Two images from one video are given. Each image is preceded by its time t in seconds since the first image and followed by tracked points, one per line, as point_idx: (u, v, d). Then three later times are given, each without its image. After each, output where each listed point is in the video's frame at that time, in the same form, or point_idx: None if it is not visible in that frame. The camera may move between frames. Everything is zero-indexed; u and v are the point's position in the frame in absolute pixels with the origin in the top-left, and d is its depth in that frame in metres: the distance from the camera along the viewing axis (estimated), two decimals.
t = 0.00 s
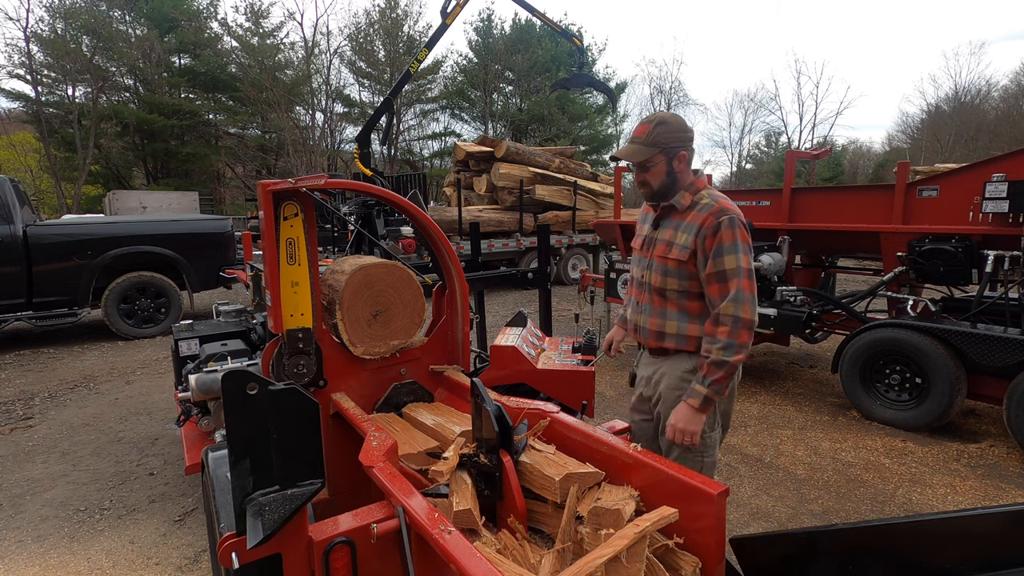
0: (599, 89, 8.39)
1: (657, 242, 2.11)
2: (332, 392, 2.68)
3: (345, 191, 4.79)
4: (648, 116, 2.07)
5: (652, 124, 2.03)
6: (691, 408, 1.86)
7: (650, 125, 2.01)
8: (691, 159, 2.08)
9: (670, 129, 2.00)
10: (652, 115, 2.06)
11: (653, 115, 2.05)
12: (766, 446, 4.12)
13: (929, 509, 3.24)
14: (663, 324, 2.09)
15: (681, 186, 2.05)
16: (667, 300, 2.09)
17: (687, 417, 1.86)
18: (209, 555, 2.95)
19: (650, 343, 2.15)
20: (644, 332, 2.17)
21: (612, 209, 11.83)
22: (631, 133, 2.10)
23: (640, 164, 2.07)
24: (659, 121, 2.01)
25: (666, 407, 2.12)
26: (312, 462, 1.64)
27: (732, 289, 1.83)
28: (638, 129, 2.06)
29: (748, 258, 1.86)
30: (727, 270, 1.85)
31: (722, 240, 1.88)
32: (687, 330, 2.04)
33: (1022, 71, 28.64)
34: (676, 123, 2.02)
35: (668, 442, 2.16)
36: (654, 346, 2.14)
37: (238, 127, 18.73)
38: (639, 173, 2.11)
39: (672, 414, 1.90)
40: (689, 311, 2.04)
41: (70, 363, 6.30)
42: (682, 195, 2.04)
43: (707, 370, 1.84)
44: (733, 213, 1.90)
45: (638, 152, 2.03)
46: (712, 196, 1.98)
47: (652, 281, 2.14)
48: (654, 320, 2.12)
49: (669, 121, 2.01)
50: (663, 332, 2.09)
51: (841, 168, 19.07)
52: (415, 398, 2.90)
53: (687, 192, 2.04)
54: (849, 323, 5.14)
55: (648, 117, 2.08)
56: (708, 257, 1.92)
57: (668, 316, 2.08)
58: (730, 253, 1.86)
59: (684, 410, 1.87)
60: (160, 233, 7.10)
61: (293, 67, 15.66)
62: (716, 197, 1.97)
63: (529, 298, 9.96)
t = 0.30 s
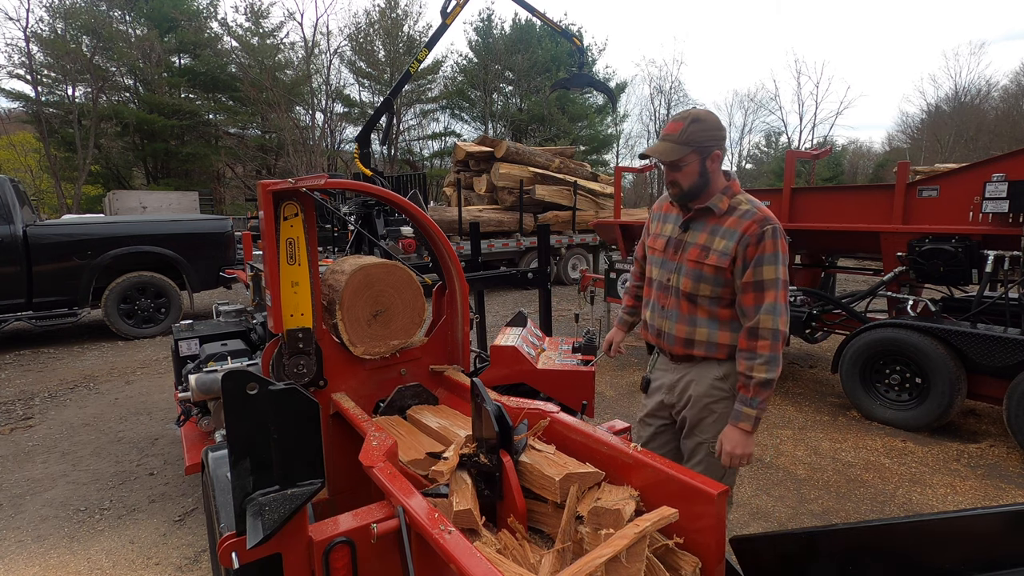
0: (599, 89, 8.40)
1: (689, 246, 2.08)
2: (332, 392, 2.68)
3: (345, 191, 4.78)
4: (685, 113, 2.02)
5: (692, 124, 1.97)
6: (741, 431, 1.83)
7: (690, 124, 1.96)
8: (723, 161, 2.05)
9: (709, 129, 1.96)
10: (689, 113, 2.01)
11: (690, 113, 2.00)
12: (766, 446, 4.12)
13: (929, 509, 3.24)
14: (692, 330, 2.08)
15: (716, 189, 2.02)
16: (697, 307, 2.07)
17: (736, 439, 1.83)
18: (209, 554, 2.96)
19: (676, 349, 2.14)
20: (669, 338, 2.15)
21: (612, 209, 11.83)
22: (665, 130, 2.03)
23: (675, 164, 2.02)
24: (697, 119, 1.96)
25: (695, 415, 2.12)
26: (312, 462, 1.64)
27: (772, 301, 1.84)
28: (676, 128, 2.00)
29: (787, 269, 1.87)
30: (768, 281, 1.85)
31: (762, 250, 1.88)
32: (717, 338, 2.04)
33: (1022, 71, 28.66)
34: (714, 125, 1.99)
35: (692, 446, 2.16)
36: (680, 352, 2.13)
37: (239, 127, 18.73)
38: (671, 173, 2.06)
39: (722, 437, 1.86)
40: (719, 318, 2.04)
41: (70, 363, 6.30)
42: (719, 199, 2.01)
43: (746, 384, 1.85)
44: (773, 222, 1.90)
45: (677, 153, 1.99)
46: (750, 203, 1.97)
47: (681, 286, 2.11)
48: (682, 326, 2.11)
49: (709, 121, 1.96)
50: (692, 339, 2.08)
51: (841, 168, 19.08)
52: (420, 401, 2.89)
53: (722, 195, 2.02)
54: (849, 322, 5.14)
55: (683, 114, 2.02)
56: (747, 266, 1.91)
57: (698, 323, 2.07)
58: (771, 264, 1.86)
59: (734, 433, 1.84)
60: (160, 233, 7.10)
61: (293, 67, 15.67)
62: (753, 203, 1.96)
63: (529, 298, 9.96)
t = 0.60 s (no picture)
0: (599, 89, 8.39)
1: (701, 249, 2.08)
2: (332, 391, 2.68)
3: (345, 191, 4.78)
4: (703, 113, 2.00)
5: (711, 124, 1.95)
6: (754, 435, 1.83)
7: (709, 125, 1.94)
8: (738, 162, 2.04)
9: (727, 130, 1.95)
10: (707, 112, 1.99)
11: (708, 114, 1.99)
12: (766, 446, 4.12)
13: (929, 509, 3.24)
14: (703, 334, 2.08)
15: (730, 192, 2.01)
16: (708, 310, 2.07)
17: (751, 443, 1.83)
18: (209, 554, 2.95)
19: (685, 353, 2.14)
20: (679, 342, 2.15)
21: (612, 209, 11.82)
22: (683, 130, 2.01)
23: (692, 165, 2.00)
24: (718, 120, 1.95)
25: (704, 417, 2.12)
26: (312, 462, 1.64)
27: (786, 305, 1.84)
28: (695, 127, 1.98)
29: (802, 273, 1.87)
30: (782, 284, 1.86)
31: (777, 254, 1.88)
32: (729, 341, 2.04)
33: (1022, 71, 28.66)
34: (731, 125, 1.98)
35: (699, 448, 2.16)
36: (689, 356, 2.13)
37: (238, 127, 18.71)
38: (686, 174, 2.04)
39: (735, 441, 1.86)
40: (731, 321, 2.04)
41: (70, 363, 6.30)
42: (734, 202, 2.01)
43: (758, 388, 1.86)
44: (787, 226, 1.90)
45: (696, 153, 1.97)
46: (763, 206, 1.97)
47: (692, 290, 2.11)
48: (693, 330, 2.11)
49: (728, 122, 1.95)
50: (703, 342, 2.08)
51: (841, 168, 19.09)
52: (424, 404, 2.87)
53: (735, 198, 2.02)
54: (849, 322, 5.14)
55: (702, 114, 2.00)
56: (762, 269, 1.91)
57: (709, 326, 2.07)
58: (785, 268, 1.86)
59: (748, 437, 1.84)
60: (160, 233, 7.10)
61: (293, 67, 15.67)
62: (768, 207, 1.96)
63: (529, 298, 9.96)
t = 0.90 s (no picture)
0: (599, 89, 8.39)
1: (701, 250, 2.08)
2: (332, 391, 2.68)
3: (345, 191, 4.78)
4: (705, 113, 2.00)
5: (714, 123, 1.95)
6: (744, 433, 1.82)
7: (712, 125, 1.94)
8: (740, 162, 2.04)
9: (729, 130, 1.95)
10: (711, 112, 1.98)
11: (711, 113, 1.98)
12: (766, 446, 4.12)
13: (929, 509, 3.24)
14: (702, 334, 2.08)
15: (730, 192, 2.01)
16: (708, 311, 2.07)
17: (738, 441, 1.83)
18: (209, 555, 2.95)
19: (685, 354, 2.14)
20: (678, 342, 2.15)
21: (612, 209, 11.82)
22: (687, 130, 2.01)
23: (694, 164, 1.99)
24: (724, 120, 1.94)
25: (703, 417, 2.12)
26: (312, 462, 1.64)
27: (784, 305, 1.84)
28: (698, 127, 1.97)
29: (800, 273, 1.87)
30: (780, 284, 1.86)
31: (776, 254, 1.88)
32: (728, 341, 2.04)
33: (1022, 71, 28.67)
34: (734, 125, 1.97)
35: (700, 448, 2.16)
36: (689, 357, 2.13)
37: (238, 127, 18.69)
38: (686, 175, 2.04)
39: (724, 439, 1.86)
40: (730, 321, 2.04)
41: (70, 363, 6.30)
42: (734, 202, 2.00)
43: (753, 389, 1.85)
44: (786, 225, 1.90)
45: (698, 153, 1.95)
46: (763, 206, 1.97)
47: (692, 291, 2.11)
48: (692, 331, 2.11)
49: (732, 122, 1.94)
50: (702, 343, 2.08)
51: (842, 168, 19.08)
52: (429, 407, 2.82)
53: (735, 198, 2.01)
54: (849, 323, 5.14)
55: (706, 114, 1.99)
56: (760, 270, 1.91)
57: (708, 327, 2.07)
58: (783, 268, 1.86)
59: (737, 435, 1.83)
60: (160, 233, 7.10)
61: (293, 67, 15.67)
62: (768, 207, 1.96)
63: (529, 298, 9.96)
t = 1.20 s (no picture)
0: (599, 89, 8.40)
1: (700, 250, 2.08)
2: (333, 391, 2.68)
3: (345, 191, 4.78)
4: (703, 113, 2.00)
5: (712, 122, 1.95)
6: (742, 434, 1.82)
7: (710, 125, 1.94)
8: (739, 162, 2.04)
9: (727, 130, 1.95)
10: (710, 112, 1.98)
11: (710, 113, 1.98)
12: (766, 446, 4.12)
13: (929, 509, 3.24)
14: (701, 335, 2.08)
15: (729, 191, 2.01)
16: (707, 311, 2.07)
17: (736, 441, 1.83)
18: (209, 554, 2.96)
19: (684, 354, 2.14)
20: (678, 343, 2.15)
21: (612, 209, 11.82)
22: (686, 130, 2.00)
23: (692, 164, 1.99)
24: (722, 121, 1.94)
25: (701, 418, 2.13)
26: (312, 462, 1.64)
27: (781, 305, 1.84)
28: (696, 127, 1.97)
29: (798, 272, 1.87)
30: (778, 284, 1.86)
31: (773, 254, 1.88)
32: (727, 341, 2.03)
33: (1022, 71, 28.66)
34: (732, 125, 1.97)
35: (699, 449, 2.16)
36: (688, 357, 2.13)
37: (238, 127, 18.69)
38: (685, 175, 2.04)
39: (723, 438, 1.85)
40: (728, 322, 2.03)
41: (70, 363, 6.30)
42: (732, 202, 2.00)
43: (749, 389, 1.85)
44: (785, 225, 1.90)
45: (696, 153, 1.95)
46: (761, 206, 1.97)
47: (691, 291, 2.11)
48: (691, 331, 2.11)
49: (730, 122, 1.94)
50: (701, 343, 2.08)
51: (842, 168, 19.09)
52: (433, 409, 2.84)
53: (734, 198, 2.01)
54: (849, 322, 5.14)
55: (705, 114, 1.99)
56: (758, 269, 1.92)
57: (707, 328, 2.07)
58: (781, 267, 1.86)
59: (734, 435, 1.83)
60: (160, 233, 7.10)
61: (293, 67, 15.68)
62: (766, 206, 1.96)
63: (529, 298, 9.96)
